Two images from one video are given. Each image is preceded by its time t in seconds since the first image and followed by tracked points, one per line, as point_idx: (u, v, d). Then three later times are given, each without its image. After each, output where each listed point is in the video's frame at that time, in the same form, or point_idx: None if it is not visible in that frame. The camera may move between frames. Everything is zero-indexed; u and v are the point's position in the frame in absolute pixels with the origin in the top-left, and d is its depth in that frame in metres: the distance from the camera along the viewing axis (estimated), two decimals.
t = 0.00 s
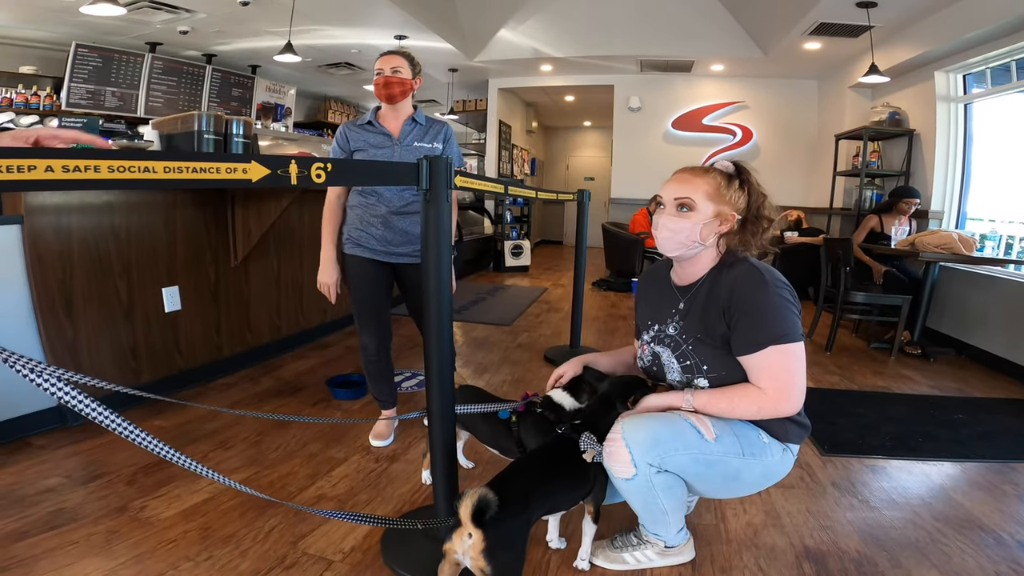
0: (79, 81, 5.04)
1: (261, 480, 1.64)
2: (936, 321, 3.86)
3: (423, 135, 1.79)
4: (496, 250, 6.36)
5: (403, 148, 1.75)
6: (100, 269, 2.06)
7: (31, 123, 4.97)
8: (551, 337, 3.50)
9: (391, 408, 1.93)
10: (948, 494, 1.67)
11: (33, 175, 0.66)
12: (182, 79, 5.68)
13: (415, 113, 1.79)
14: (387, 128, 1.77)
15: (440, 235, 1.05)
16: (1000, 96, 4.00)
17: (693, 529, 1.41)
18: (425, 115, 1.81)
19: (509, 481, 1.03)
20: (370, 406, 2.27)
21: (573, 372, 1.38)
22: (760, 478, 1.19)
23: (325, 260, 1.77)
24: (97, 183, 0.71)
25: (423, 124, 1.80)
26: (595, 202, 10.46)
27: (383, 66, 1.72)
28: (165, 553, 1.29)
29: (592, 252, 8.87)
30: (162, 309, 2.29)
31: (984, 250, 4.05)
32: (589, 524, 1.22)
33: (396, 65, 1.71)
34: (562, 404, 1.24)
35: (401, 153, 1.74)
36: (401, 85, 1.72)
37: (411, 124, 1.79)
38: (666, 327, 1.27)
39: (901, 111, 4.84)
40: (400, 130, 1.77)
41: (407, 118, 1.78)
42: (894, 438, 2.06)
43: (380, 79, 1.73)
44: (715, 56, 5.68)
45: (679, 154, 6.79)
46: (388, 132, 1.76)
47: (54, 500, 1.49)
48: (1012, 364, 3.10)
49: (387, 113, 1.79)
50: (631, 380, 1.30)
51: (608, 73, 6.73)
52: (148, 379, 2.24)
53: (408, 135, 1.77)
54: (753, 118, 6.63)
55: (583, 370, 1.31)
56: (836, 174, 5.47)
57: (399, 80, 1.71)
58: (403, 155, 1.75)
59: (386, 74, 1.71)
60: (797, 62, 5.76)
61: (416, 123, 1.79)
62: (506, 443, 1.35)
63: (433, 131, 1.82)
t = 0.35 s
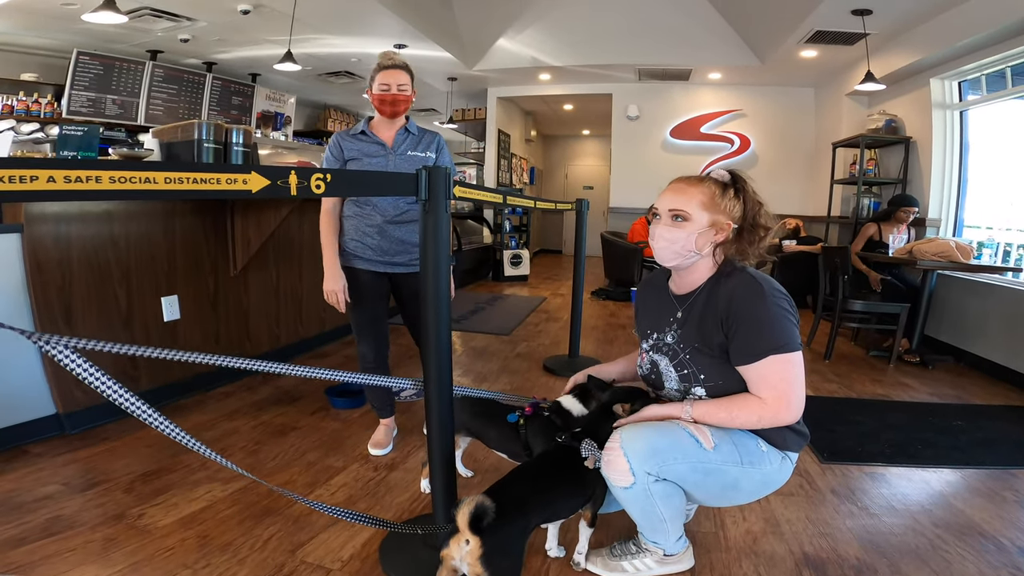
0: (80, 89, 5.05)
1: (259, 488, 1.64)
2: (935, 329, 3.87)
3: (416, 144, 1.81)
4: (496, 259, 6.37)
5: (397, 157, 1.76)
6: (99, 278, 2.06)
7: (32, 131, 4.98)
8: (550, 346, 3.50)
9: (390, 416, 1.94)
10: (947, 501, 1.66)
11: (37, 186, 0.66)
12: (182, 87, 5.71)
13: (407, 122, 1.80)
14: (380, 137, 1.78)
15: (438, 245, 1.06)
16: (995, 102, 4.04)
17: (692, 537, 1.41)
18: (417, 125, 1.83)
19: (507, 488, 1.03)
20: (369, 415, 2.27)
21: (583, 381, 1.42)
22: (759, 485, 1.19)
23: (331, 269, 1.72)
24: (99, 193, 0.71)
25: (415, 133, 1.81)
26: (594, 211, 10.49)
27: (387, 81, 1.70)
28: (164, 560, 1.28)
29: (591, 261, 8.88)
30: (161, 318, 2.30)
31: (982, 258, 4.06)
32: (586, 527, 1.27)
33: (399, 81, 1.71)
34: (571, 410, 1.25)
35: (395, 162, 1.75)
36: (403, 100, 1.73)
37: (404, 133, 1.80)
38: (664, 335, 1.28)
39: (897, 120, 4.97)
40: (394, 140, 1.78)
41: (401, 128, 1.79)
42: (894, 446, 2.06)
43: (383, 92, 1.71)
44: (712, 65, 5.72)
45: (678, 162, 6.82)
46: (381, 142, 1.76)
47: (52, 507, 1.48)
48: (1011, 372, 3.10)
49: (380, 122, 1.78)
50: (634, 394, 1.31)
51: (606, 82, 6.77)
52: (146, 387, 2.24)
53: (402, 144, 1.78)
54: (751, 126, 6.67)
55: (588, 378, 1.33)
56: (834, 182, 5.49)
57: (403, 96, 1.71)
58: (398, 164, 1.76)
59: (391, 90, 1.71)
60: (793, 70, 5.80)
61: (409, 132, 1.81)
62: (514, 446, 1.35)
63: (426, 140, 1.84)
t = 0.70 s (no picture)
0: (81, 94, 5.07)
1: (259, 493, 1.63)
2: (934, 334, 3.87)
3: (410, 151, 1.82)
4: (495, 265, 6.38)
5: (392, 163, 1.76)
6: (98, 284, 2.07)
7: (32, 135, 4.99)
8: (550, 352, 3.50)
9: (389, 421, 1.94)
10: (948, 505, 1.66)
11: (40, 192, 0.67)
12: (182, 93, 5.73)
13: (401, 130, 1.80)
14: (375, 145, 1.78)
15: (438, 251, 1.06)
16: (993, 107, 4.05)
17: (692, 542, 1.41)
18: (410, 132, 1.85)
19: (509, 494, 1.03)
20: (368, 420, 2.26)
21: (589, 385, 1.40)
22: (760, 490, 1.18)
23: (336, 280, 1.74)
24: (101, 200, 0.72)
25: (409, 140, 1.83)
26: (593, 217, 10.51)
27: (396, 94, 1.70)
28: (163, 565, 1.28)
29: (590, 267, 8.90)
30: (160, 323, 2.29)
31: (981, 262, 4.07)
32: (588, 527, 1.30)
33: (404, 94, 1.71)
34: (578, 417, 1.27)
35: (392, 169, 1.75)
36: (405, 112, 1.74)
37: (398, 141, 1.81)
38: (667, 340, 1.28)
39: (894, 124, 4.96)
40: (389, 147, 1.79)
41: (396, 136, 1.80)
42: (893, 450, 2.06)
43: (389, 105, 1.71)
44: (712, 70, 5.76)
45: (677, 168, 6.84)
46: (376, 149, 1.77)
47: (51, 511, 1.48)
48: (1011, 376, 3.10)
49: (375, 130, 1.78)
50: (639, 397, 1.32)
51: (605, 88, 6.80)
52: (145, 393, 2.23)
53: (397, 151, 1.79)
54: (749, 131, 6.69)
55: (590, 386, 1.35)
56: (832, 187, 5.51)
57: (407, 110, 1.73)
58: (394, 171, 1.76)
59: (397, 104, 1.71)
60: (791, 76, 5.83)
61: (403, 140, 1.82)
62: (518, 450, 1.36)
63: (419, 147, 1.86)
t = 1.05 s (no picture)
0: (82, 94, 5.07)
1: (259, 494, 1.63)
2: (935, 334, 3.87)
3: (406, 154, 1.82)
4: (496, 266, 6.38)
5: (388, 167, 1.77)
6: (100, 285, 2.07)
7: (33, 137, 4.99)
8: (550, 352, 3.50)
9: (389, 421, 1.94)
10: (950, 505, 1.66)
11: (44, 190, 0.67)
12: (183, 94, 5.73)
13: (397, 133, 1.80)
14: (372, 149, 1.78)
15: (439, 251, 1.06)
16: (993, 107, 4.05)
17: (694, 542, 1.41)
18: (406, 135, 1.85)
19: (513, 494, 1.03)
20: (368, 421, 2.26)
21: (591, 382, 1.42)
22: (761, 490, 1.18)
23: (325, 285, 1.75)
24: (105, 199, 0.72)
25: (405, 143, 1.83)
26: (594, 218, 10.52)
27: (396, 99, 1.70)
28: (164, 565, 1.28)
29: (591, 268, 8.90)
30: (162, 324, 2.30)
31: (981, 263, 4.07)
32: (591, 526, 1.29)
33: (405, 101, 1.71)
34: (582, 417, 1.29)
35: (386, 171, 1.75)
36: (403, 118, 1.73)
37: (394, 144, 1.81)
38: (668, 342, 1.28)
39: (895, 125, 4.96)
40: (385, 151, 1.79)
41: (392, 139, 1.81)
42: (894, 450, 2.06)
43: (389, 111, 1.71)
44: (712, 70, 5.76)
45: (677, 169, 6.84)
46: (372, 153, 1.77)
47: (52, 512, 1.48)
48: (1011, 377, 3.10)
49: (371, 134, 1.78)
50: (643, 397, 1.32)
51: (605, 89, 6.81)
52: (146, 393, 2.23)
53: (393, 155, 1.79)
54: (749, 132, 6.70)
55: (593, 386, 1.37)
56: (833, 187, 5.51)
57: (406, 116, 1.73)
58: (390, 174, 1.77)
59: (396, 110, 1.71)
60: (791, 76, 5.84)
61: (399, 143, 1.82)
62: (520, 450, 1.36)
63: (415, 150, 1.86)
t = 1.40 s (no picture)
0: (85, 93, 5.08)
1: (263, 490, 1.64)
2: (938, 332, 3.86)
3: (412, 150, 1.83)
4: (498, 264, 6.39)
5: (396, 163, 1.78)
6: (104, 282, 2.08)
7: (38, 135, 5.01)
8: (552, 350, 3.50)
9: (392, 418, 1.95)
10: (952, 503, 1.66)
11: (55, 184, 0.67)
12: (186, 92, 5.74)
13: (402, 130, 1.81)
14: (378, 146, 1.79)
15: (443, 246, 1.07)
16: (996, 105, 4.04)
17: (696, 539, 1.41)
18: (411, 132, 1.86)
19: (516, 491, 1.04)
20: (371, 418, 2.27)
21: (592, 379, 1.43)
22: (764, 485, 1.19)
23: (334, 279, 1.73)
24: (116, 193, 0.72)
25: (411, 140, 1.84)
26: (596, 217, 10.52)
27: (403, 98, 1.70)
28: (168, 562, 1.28)
29: (593, 266, 8.91)
30: (165, 321, 2.31)
31: (984, 261, 4.06)
32: (593, 523, 1.29)
33: (412, 99, 1.71)
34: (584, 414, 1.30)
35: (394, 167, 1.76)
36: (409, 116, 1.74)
37: (400, 141, 1.82)
38: (670, 336, 1.29)
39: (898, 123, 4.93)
40: (392, 147, 1.80)
41: (397, 136, 1.82)
42: (897, 448, 2.06)
43: (397, 110, 1.71)
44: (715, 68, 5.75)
45: (679, 167, 6.84)
46: (379, 150, 1.78)
47: (56, 509, 1.49)
48: (1014, 375, 3.10)
49: (377, 131, 1.79)
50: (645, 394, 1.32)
51: (608, 87, 6.80)
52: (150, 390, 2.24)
53: (399, 151, 1.80)
54: (752, 131, 6.69)
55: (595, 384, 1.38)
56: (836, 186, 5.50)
57: (413, 114, 1.73)
58: (397, 170, 1.78)
59: (403, 109, 1.71)
60: (794, 74, 5.82)
61: (404, 139, 1.83)
62: (523, 446, 1.36)
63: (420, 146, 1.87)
